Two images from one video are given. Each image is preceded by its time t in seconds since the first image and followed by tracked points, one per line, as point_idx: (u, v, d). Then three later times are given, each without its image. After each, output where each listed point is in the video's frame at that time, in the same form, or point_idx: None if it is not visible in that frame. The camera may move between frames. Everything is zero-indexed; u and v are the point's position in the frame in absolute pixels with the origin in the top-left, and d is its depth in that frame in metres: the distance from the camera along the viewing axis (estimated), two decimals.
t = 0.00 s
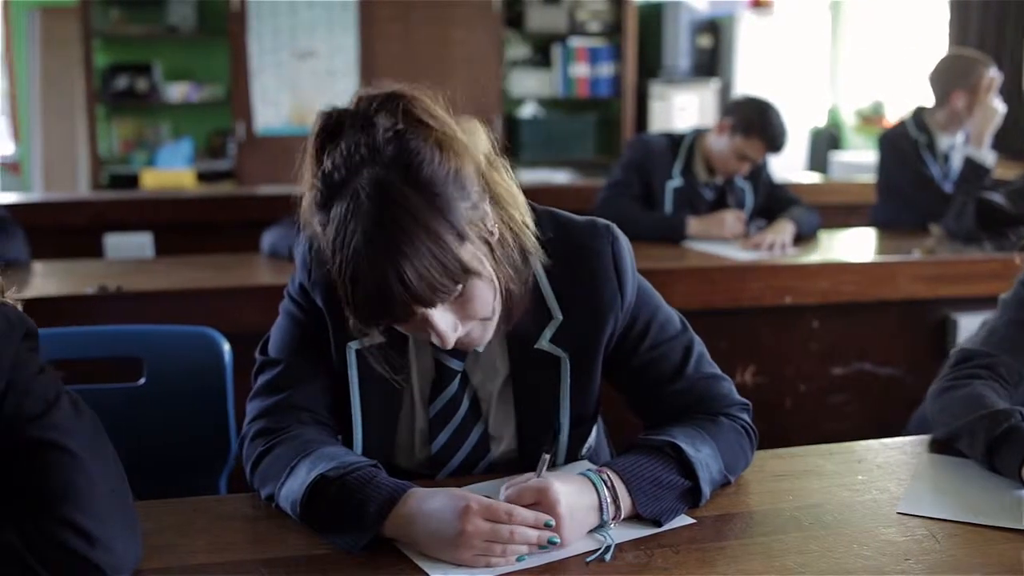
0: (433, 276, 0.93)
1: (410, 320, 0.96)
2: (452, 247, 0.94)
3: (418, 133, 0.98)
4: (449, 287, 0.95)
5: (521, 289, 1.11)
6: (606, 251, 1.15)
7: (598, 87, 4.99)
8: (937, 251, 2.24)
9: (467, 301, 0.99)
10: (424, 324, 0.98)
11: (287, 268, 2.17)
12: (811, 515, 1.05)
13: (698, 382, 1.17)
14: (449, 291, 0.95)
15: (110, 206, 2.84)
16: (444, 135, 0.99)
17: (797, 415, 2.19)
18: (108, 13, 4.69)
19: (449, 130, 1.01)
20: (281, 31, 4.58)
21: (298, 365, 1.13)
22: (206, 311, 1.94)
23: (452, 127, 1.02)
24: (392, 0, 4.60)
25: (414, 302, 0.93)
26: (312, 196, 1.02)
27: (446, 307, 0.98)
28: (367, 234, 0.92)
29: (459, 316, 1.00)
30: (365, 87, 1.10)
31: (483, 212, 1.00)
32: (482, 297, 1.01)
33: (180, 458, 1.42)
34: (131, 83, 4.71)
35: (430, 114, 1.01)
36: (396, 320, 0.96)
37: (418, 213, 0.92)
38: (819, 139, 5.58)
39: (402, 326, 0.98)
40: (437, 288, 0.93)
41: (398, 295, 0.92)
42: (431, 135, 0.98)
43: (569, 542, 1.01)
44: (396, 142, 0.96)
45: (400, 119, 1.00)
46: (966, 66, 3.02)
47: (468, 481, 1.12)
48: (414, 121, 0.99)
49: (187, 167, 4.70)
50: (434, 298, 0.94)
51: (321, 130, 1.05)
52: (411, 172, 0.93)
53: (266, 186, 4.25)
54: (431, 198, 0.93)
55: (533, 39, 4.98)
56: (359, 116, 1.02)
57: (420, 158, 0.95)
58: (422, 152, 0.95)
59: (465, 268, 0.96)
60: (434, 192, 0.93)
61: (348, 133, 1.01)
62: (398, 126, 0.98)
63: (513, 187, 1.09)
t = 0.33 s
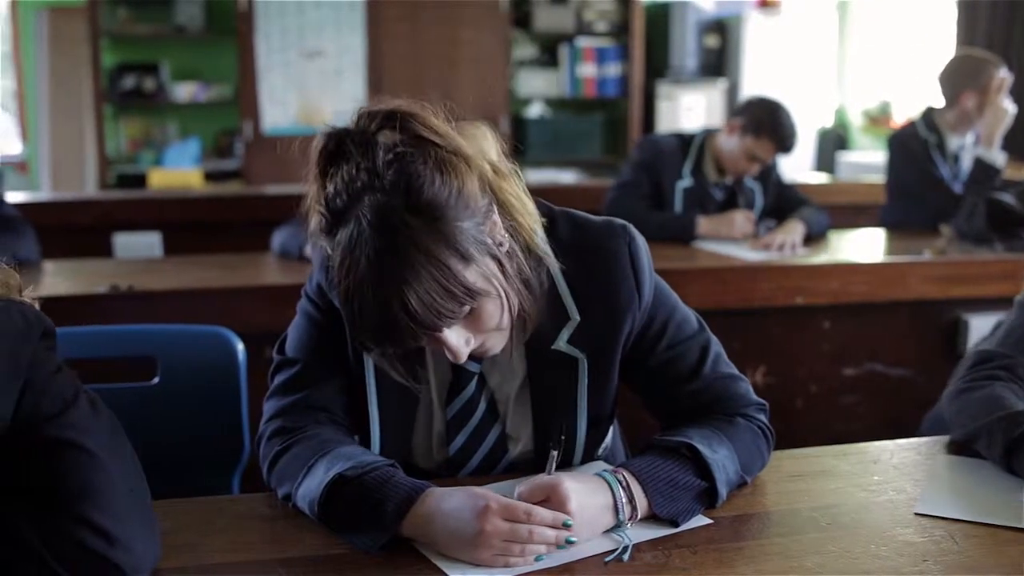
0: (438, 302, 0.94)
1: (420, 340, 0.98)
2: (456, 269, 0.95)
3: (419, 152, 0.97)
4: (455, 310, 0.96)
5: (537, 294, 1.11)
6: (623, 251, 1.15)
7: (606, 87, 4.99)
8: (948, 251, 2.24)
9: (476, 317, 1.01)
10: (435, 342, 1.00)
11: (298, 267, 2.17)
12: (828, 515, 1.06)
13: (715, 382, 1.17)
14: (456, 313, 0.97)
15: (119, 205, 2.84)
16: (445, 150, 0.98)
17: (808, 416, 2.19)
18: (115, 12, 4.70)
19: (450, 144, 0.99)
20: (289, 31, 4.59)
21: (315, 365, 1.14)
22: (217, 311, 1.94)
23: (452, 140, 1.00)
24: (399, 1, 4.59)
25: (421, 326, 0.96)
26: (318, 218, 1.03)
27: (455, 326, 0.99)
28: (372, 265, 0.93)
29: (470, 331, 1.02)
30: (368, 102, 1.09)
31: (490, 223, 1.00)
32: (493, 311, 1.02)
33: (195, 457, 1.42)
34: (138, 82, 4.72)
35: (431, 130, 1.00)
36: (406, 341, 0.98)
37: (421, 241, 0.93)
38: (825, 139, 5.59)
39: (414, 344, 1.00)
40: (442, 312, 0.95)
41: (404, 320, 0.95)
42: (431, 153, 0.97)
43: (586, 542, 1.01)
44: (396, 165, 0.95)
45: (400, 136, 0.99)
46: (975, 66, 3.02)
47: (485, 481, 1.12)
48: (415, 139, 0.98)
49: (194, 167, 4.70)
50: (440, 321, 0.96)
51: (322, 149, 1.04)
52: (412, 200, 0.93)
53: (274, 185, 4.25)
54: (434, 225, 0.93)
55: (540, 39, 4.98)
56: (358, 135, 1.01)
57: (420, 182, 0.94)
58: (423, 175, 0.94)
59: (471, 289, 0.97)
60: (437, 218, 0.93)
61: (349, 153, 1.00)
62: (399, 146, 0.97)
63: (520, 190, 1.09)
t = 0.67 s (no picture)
0: (458, 309, 0.94)
1: (440, 347, 0.97)
2: (476, 277, 0.94)
3: (439, 159, 0.96)
4: (475, 316, 0.96)
5: (555, 297, 1.10)
6: (640, 252, 1.14)
7: (613, 87, 4.99)
8: (960, 252, 2.24)
9: (496, 324, 1.00)
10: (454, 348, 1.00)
11: (310, 267, 2.17)
12: (845, 516, 1.06)
13: (731, 382, 1.17)
14: (476, 319, 0.96)
15: (129, 205, 2.84)
16: (465, 155, 0.98)
17: (819, 416, 2.19)
18: (124, 11, 4.70)
19: (470, 149, 0.99)
20: (297, 30, 4.59)
21: (332, 365, 1.14)
22: (230, 311, 1.94)
23: (471, 145, 1.00)
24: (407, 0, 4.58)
25: (440, 333, 0.95)
26: (337, 224, 1.03)
27: (475, 333, 0.99)
28: (391, 272, 0.93)
29: (489, 338, 1.01)
30: (386, 106, 1.09)
31: (509, 228, 1.00)
32: (511, 318, 1.01)
33: (211, 457, 1.42)
34: (146, 82, 4.72)
35: (451, 136, 1.00)
36: (426, 348, 0.97)
37: (441, 249, 0.92)
38: (833, 140, 5.60)
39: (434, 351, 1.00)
40: (462, 319, 0.95)
41: (424, 327, 0.94)
42: (451, 159, 0.96)
43: (604, 542, 1.01)
44: (416, 172, 0.95)
45: (419, 142, 0.99)
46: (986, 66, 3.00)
47: (502, 481, 1.12)
48: (435, 146, 0.98)
49: (202, 166, 4.71)
50: (460, 327, 0.96)
51: (341, 155, 1.04)
52: (432, 207, 0.93)
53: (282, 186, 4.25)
54: (454, 232, 0.93)
55: (548, 39, 4.99)
56: (378, 141, 1.01)
57: (440, 189, 0.93)
58: (444, 182, 0.94)
59: (491, 296, 0.96)
60: (457, 225, 0.93)
61: (368, 160, 1.00)
62: (419, 152, 0.97)
63: (537, 193, 1.08)
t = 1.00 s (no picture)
0: (474, 310, 0.94)
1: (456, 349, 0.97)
2: (492, 279, 0.94)
3: (456, 160, 0.96)
4: (492, 318, 0.96)
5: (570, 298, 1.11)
6: (654, 253, 1.14)
7: (618, 87, 4.99)
8: (968, 252, 2.24)
9: (511, 325, 1.00)
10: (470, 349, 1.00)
11: (318, 267, 2.17)
12: (859, 516, 1.05)
13: (745, 382, 1.17)
14: (492, 321, 0.96)
15: (137, 205, 2.84)
16: (480, 157, 0.98)
17: (828, 417, 2.20)
18: (130, 11, 4.69)
19: (485, 150, 0.99)
20: (303, 30, 4.59)
21: (345, 364, 1.14)
22: (240, 311, 1.95)
23: (487, 146, 1.00)
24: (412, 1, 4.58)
25: (457, 335, 0.95)
26: (353, 225, 1.02)
27: (491, 334, 0.99)
28: (407, 273, 0.93)
29: (505, 339, 1.01)
30: (402, 107, 1.09)
31: (524, 230, 1.00)
32: (527, 319, 1.01)
33: (225, 457, 1.42)
34: (152, 81, 4.72)
35: (466, 138, 1.00)
36: (442, 350, 0.97)
37: (457, 249, 0.92)
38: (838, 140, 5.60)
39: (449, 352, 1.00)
40: (479, 320, 0.95)
41: (441, 328, 0.94)
42: (467, 161, 0.96)
43: (618, 542, 1.01)
44: (432, 173, 0.95)
45: (434, 143, 0.99)
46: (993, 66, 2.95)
47: (516, 481, 1.13)
48: (451, 147, 0.98)
49: (207, 166, 4.71)
50: (476, 329, 0.95)
51: (357, 157, 1.04)
52: (448, 208, 0.93)
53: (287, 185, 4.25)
54: (470, 234, 0.93)
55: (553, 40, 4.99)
56: (394, 143, 1.01)
57: (457, 190, 0.93)
58: (461, 184, 0.94)
59: (507, 298, 0.96)
60: (474, 227, 0.93)
61: (385, 161, 1.00)
62: (436, 154, 0.97)
63: (552, 194, 1.08)
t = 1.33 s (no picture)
0: (491, 313, 0.94)
1: (472, 351, 0.97)
2: (508, 281, 0.94)
3: (472, 163, 0.96)
4: (508, 319, 0.96)
5: (584, 301, 1.10)
6: (668, 253, 1.14)
7: (625, 87, 4.99)
8: (979, 253, 2.24)
9: (526, 328, 1.00)
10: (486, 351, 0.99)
11: (328, 266, 2.17)
12: (874, 517, 1.05)
13: (759, 382, 1.17)
14: (508, 322, 0.96)
15: (145, 203, 2.84)
16: (496, 158, 0.98)
17: (837, 417, 2.19)
18: (136, 10, 4.69)
19: (501, 152, 0.99)
20: (308, 29, 4.60)
21: (359, 364, 1.14)
22: (251, 311, 1.95)
23: (502, 147, 1.00)
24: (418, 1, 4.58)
25: (473, 337, 0.95)
26: (368, 226, 1.02)
27: (507, 336, 0.98)
28: (423, 276, 0.93)
29: (520, 341, 1.01)
30: (417, 108, 1.09)
31: (540, 231, 1.00)
32: (542, 321, 1.01)
33: (237, 457, 1.42)
34: (159, 81, 4.73)
35: (481, 140, 1.00)
36: (457, 352, 0.97)
37: (473, 251, 0.92)
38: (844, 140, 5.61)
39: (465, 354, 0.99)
40: (495, 322, 0.94)
41: (457, 330, 0.94)
42: (482, 162, 0.96)
43: (633, 542, 1.01)
44: (449, 175, 0.95)
45: (450, 145, 0.99)
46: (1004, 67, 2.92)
47: (532, 480, 1.13)
48: (467, 149, 0.98)
49: (214, 165, 4.72)
50: (492, 331, 0.95)
51: (372, 158, 1.04)
52: (464, 211, 0.93)
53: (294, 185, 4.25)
54: (485, 236, 0.92)
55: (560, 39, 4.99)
56: (409, 144, 1.01)
57: (473, 193, 0.93)
58: (478, 186, 0.94)
59: (523, 300, 0.96)
60: (489, 229, 0.93)
61: (400, 163, 1.00)
62: (451, 156, 0.97)
63: (567, 196, 1.08)
